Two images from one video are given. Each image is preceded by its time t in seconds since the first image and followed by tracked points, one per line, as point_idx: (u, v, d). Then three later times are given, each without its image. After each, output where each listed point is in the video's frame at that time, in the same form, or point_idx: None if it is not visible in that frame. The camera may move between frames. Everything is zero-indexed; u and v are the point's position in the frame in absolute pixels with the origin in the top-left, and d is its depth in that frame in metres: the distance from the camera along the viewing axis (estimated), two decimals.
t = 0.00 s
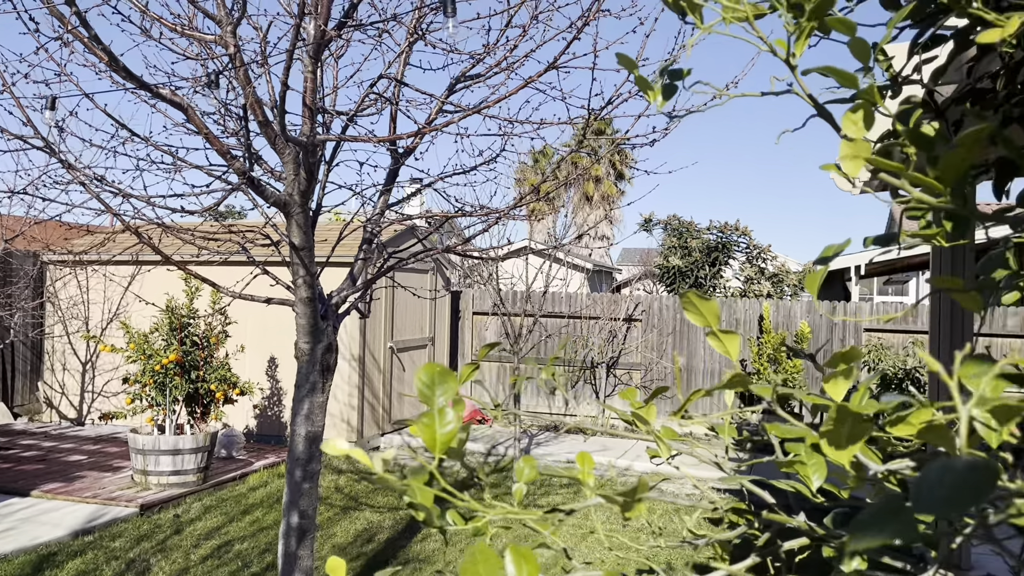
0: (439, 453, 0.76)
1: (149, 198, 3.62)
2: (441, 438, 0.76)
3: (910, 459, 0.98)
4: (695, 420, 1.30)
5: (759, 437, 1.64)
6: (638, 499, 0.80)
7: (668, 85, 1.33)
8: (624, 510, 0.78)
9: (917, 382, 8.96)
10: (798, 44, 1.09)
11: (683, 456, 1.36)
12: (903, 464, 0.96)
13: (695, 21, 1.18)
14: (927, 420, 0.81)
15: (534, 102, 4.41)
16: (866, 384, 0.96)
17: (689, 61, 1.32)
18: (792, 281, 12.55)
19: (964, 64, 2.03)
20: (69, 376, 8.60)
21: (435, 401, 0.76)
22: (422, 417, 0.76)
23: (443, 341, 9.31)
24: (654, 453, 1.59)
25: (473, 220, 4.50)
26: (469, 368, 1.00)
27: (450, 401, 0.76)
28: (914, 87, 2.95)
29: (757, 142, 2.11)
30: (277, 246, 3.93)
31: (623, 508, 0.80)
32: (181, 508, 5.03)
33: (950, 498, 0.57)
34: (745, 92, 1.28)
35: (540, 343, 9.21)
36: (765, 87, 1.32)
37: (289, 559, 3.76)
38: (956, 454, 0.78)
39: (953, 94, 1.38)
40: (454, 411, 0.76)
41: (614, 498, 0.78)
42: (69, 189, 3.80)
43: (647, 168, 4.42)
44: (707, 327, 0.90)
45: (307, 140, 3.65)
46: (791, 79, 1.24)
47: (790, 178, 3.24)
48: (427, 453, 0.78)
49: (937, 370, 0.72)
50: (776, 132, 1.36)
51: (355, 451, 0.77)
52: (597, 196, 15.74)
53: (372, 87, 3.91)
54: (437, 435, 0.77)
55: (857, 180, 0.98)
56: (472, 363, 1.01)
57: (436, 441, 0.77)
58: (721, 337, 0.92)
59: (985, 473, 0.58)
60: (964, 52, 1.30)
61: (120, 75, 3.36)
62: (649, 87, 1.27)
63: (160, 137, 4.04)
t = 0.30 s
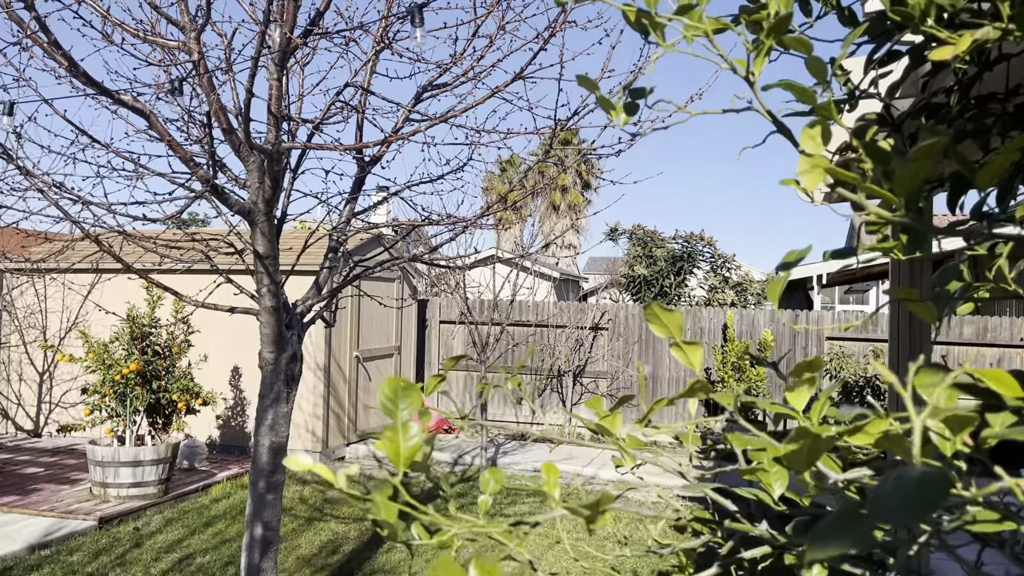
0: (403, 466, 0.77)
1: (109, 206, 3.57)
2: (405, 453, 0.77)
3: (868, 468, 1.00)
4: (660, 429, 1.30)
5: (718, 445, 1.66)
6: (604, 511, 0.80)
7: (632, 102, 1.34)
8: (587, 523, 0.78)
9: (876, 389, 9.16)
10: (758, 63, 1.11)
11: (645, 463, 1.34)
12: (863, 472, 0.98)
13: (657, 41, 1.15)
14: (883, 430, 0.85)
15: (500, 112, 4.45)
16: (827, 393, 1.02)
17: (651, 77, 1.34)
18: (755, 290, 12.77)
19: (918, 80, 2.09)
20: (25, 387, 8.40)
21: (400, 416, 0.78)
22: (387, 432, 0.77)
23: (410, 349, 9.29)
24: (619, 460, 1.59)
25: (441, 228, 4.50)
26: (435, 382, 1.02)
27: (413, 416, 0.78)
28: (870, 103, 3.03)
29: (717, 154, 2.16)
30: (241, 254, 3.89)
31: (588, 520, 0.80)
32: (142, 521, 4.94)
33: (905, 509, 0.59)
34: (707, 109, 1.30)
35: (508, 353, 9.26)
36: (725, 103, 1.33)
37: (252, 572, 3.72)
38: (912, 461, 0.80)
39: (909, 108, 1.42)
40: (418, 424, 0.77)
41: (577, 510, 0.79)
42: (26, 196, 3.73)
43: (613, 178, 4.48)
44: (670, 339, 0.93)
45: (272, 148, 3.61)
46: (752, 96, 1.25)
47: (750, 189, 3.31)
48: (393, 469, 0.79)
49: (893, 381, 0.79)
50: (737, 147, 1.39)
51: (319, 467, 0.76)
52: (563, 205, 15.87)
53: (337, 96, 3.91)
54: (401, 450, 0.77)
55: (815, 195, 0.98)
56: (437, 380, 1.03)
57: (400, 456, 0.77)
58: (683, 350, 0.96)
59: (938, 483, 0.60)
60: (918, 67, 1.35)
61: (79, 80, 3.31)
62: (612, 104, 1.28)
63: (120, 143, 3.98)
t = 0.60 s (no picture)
0: (366, 485, 0.77)
1: (57, 216, 3.49)
2: (367, 472, 0.78)
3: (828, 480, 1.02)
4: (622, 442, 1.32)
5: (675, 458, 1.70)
6: (568, 527, 0.82)
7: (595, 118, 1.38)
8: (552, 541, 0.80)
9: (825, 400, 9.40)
10: (718, 81, 1.15)
11: (610, 478, 1.35)
12: (822, 486, 0.99)
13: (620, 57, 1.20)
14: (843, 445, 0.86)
15: (459, 126, 4.48)
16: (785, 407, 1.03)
17: (613, 96, 1.38)
18: (709, 303, 13.01)
19: (866, 101, 2.16)
20: None
21: (363, 434, 0.79)
22: (351, 450, 0.78)
23: (366, 363, 9.23)
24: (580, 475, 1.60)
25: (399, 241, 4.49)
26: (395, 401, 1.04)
27: (375, 433, 0.79)
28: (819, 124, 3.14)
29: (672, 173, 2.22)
30: (194, 267, 3.83)
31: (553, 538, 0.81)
32: (88, 541, 4.80)
33: (868, 524, 0.63)
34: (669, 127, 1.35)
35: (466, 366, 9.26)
36: (686, 120, 1.42)
37: None
38: (870, 475, 0.85)
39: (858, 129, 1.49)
40: (380, 442, 0.78)
41: (542, 528, 0.80)
42: None
43: (571, 193, 4.54)
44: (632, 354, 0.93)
45: (227, 159, 3.57)
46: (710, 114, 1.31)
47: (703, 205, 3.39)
48: (356, 488, 0.79)
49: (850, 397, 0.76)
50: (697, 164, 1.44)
51: (279, 487, 0.77)
52: (521, 219, 16.00)
53: (295, 108, 3.89)
54: (363, 468, 0.78)
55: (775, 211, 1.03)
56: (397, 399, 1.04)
57: (363, 475, 0.78)
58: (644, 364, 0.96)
59: (899, 501, 0.65)
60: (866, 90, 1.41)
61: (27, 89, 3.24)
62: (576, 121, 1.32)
63: (70, 153, 3.90)
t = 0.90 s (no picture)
0: (309, 512, 0.77)
1: None
2: (311, 498, 0.77)
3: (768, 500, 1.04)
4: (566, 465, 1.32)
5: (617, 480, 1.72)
6: (513, 550, 0.82)
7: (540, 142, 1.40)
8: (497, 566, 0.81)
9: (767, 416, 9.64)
10: (660, 108, 1.19)
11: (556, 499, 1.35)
12: (762, 506, 1.01)
13: (564, 84, 1.21)
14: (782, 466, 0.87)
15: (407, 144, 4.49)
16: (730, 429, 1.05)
17: (558, 121, 1.40)
18: (655, 320, 13.24)
19: (800, 129, 2.25)
20: None
21: (306, 460, 0.78)
22: (293, 476, 0.77)
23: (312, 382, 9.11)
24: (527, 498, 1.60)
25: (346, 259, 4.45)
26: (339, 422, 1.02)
27: (319, 458, 0.78)
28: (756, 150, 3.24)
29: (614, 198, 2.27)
30: (134, 285, 3.73)
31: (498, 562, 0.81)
32: (16, 570, 4.61)
33: (803, 549, 0.66)
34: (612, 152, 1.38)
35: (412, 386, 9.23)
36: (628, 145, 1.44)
37: None
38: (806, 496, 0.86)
39: (796, 155, 1.55)
40: (323, 468, 0.78)
41: (487, 554, 0.81)
42: None
43: (518, 212, 4.59)
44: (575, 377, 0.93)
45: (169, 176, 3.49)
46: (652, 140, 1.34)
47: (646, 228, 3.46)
48: (297, 515, 0.78)
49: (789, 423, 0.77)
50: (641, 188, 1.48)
51: (221, 514, 0.74)
52: (470, 237, 16.06)
53: (238, 124, 3.84)
54: (307, 495, 0.78)
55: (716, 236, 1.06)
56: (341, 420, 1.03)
57: (306, 502, 0.78)
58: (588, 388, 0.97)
59: (831, 522, 0.68)
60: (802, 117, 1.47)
61: None
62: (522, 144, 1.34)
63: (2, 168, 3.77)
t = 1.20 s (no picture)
0: (244, 545, 0.79)
1: None
2: (246, 531, 0.80)
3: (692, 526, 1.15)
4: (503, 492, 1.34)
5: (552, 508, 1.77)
6: None
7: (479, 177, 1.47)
8: None
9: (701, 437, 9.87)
10: (595, 146, 1.24)
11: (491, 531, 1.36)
12: (688, 530, 1.12)
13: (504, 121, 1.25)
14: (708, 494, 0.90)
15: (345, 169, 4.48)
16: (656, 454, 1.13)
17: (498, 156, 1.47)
18: (593, 343, 13.43)
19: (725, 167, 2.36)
20: None
21: (242, 494, 0.80)
22: (230, 510, 0.79)
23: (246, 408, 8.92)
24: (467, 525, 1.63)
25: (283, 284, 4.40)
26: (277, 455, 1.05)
27: (255, 492, 0.80)
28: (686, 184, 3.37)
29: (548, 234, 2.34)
30: (59, 310, 3.62)
31: None
32: None
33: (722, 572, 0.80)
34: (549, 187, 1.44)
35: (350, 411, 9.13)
36: (564, 181, 1.48)
37: None
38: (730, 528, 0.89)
39: (724, 190, 1.61)
40: (258, 501, 0.80)
41: None
42: None
43: (458, 238, 4.64)
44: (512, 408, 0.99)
45: (98, 199, 3.40)
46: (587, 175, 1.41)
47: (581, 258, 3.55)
48: (233, 548, 0.81)
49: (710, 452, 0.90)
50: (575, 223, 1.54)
51: (154, 553, 0.78)
52: (410, 259, 16.03)
53: (172, 147, 3.79)
54: (242, 529, 0.80)
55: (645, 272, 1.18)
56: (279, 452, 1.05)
57: (241, 536, 0.80)
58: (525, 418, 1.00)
59: (745, 551, 0.81)
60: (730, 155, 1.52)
61: None
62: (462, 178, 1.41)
63: None
